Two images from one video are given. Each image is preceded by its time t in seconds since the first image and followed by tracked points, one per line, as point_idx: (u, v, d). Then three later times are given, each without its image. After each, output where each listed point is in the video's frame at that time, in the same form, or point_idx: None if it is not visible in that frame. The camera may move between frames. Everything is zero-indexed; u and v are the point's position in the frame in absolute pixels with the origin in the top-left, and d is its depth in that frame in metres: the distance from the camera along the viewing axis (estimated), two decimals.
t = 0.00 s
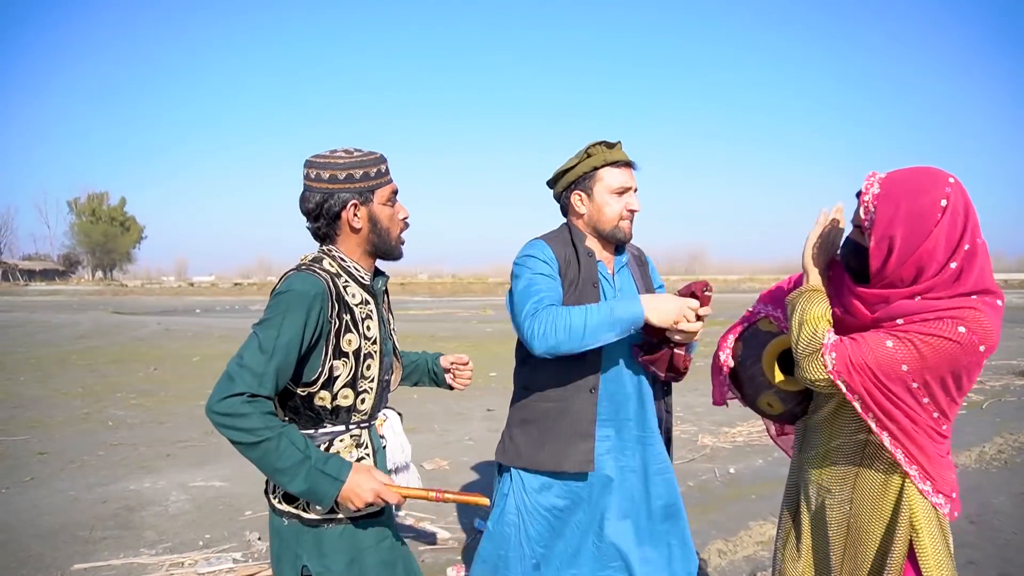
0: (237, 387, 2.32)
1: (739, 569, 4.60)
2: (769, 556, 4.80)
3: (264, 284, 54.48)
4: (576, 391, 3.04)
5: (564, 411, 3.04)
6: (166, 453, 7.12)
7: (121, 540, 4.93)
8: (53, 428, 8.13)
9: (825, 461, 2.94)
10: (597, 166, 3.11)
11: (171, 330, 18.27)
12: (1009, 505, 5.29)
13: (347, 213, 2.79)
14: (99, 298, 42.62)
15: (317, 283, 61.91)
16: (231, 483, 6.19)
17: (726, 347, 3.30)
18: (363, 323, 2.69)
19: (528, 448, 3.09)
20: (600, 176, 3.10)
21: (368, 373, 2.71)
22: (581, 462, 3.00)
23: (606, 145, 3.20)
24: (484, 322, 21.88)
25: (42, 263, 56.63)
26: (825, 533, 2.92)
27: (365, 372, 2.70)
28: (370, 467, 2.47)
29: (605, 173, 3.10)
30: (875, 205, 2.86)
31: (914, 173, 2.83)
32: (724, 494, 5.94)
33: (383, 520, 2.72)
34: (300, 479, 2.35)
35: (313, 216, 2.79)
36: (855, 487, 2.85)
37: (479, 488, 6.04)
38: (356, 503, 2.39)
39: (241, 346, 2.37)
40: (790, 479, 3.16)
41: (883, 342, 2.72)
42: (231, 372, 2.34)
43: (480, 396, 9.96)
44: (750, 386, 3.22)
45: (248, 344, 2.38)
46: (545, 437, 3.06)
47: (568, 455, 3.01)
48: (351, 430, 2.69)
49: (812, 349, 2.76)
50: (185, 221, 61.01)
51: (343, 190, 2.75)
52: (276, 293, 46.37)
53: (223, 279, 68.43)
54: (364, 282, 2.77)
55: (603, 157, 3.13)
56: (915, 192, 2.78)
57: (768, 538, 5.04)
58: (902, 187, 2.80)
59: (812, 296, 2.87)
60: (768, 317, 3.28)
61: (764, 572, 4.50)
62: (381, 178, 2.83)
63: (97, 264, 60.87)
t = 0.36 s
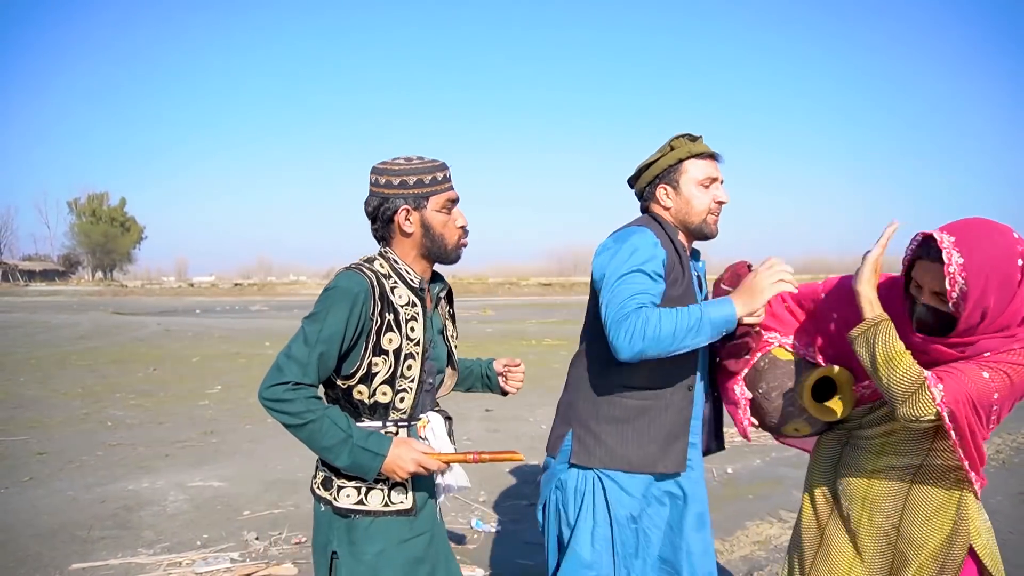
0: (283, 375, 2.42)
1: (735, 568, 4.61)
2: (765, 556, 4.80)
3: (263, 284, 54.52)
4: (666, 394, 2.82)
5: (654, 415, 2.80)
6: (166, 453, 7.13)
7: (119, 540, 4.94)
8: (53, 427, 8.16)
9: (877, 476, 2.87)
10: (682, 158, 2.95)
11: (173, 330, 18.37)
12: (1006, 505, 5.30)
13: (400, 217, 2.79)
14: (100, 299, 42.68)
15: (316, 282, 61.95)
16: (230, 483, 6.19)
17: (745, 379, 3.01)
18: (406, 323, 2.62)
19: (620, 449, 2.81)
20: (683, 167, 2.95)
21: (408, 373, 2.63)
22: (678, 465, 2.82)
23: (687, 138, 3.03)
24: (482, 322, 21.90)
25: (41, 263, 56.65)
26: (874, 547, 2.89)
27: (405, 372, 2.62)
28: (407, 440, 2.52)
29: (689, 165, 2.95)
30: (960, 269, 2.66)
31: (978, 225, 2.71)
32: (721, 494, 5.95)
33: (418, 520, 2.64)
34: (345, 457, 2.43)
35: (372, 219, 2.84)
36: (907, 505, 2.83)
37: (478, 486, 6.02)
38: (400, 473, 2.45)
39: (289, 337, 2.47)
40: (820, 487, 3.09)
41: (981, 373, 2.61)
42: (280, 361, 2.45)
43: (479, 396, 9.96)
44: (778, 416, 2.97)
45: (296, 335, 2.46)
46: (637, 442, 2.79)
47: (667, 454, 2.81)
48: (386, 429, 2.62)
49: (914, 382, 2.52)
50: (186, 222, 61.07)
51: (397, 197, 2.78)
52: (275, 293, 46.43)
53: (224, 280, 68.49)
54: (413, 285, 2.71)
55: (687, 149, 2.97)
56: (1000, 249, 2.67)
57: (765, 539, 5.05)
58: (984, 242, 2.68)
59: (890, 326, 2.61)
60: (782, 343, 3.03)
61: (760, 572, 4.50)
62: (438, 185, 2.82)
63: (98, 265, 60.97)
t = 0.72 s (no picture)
0: (274, 368, 2.46)
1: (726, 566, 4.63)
2: (756, 555, 4.81)
3: (260, 284, 54.45)
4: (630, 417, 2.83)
5: (612, 441, 2.83)
6: (159, 453, 7.12)
7: (111, 539, 4.93)
8: (47, 427, 8.15)
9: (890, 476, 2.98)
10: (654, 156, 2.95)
11: (169, 330, 18.36)
12: (996, 503, 5.33)
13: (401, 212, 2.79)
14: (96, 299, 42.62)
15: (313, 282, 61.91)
16: (223, 483, 6.19)
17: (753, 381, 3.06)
18: (398, 316, 2.63)
19: (577, 472, 2.83)
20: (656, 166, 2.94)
21: (404, 367, 2.63)
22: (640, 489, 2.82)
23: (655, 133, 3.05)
24: (479, 322, 21.90)
25: (37, 263, 56.48)
26: (880, 543, 3.02)
27: (401, 365, 2.62)
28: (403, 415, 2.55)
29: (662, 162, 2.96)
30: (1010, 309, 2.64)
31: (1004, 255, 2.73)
32: (713, 493, 5.97)
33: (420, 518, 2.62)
34: (341, 439, 2.44)
35: (373, 213, 2.84)
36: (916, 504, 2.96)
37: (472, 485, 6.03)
38: (400, 448, 2.46)
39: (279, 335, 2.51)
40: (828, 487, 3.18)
41: (1010, 394, 2.69)
42: (270, 356, 2.50)
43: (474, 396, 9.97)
44: (790, 417, 3.03)
45: (285, 333, 2.50)
46: (597, 467, 2.82)
47: (624, 479, 2.81)
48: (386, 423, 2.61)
49: (954, 413, 2.62)
50: (182, 222, 60.97)
51: (398, 192, 2.78)
52: (272, 293, 46.39)
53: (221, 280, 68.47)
54: (406, 279, 2.71)
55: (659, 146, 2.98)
56: None
57: (756, 537, 5.06)
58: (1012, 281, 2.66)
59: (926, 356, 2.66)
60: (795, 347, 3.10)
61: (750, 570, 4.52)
62: (442, 180, 2.82)
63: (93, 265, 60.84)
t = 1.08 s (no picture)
0: (222, 381, 2.42)
1: (702, 562, 4.67)
2: (733, 551, 4.86)
3: (240, 284, 53.99)
4: (567, 420, 2.90)
5: (547, 442, 2.92)
6: (135, 454, 7.06)
7: (84, 541, 4.88)
8: (20, 428, 8.04)
9: (880, 445, 3.09)
10: (621, 159, 2.96)
11: (146, 330, 18.18)
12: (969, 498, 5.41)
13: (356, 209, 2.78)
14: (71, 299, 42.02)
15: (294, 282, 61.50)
16: (199, 483, 6.14)
17: (741, 361, 3.27)
18: (349, 316, 2.61)
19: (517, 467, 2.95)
20: (624, 170, 2.96)
21: (358, 368, 2.61)
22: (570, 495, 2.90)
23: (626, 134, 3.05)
24: (462, 322, 21.87)
25: (11, 262, 55.57)
26: (874, 515, 3.09)
27: (355, 367, 2.60)
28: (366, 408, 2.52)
29: (628, 165, 2.97)
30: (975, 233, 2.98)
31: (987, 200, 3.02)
32: (691, 491, 6.02)
33: (383, 528, 2.60)
34: (301, 441, 2.41)
35: (327, 207, 2.83)
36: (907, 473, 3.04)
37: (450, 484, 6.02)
38: (370, 440, 2.43)
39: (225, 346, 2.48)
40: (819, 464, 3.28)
41: (995, 355, 2.90)
42: (217, 369, 2.45)
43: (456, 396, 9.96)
44: (779, 394, 3.20)
45: (231, 342, 2.47)
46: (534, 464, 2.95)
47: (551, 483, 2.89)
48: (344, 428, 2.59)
49: (949, 383, 2.80)
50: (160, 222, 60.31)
51: (353, 186, 2.75)
52: (252, 293, 46.02)
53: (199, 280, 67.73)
54: (356, 275, 2.71)
55: (628, 148, 2.99)
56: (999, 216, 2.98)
57: (733, 534, 5.11)
58: (983, 208, 2.99)
59: (913, 333, 2.88)
60: (781, 325, 3.32)
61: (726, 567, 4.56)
62: (400, 176, 2.81)
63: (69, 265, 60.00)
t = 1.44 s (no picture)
0: (220, 388, 2.35)
1: (673, 560, 4.71)
2: (704, 548, 4.91)
3: (211, 283, 53.24)
4: (555, 406, 2.93)
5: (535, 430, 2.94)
6: (100, 457, 6.92)
7: (47, 546, 4.78)
8: None
9: (808, 429, 3.13)
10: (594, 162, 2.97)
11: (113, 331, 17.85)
12: (931, 493, 5.53)
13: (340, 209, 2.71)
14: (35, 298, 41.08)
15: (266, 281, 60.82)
16: (168, 486, 6.05)
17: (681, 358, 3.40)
18: (335, 315, 2.57)
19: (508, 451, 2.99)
20: (597, 171, 2.96)
21: (344, 367, 2.57)
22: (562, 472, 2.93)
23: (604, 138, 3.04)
24: (435, 321, 21.79)
25: None
26: (807, 500, 3.12)
27: (341, 365, 2.57)
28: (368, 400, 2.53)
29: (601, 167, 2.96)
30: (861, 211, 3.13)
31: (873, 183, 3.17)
32: (663, 489, 6.07)
33: (370, 526, 2.55)
34: (309, 437, 2.38)
35: (313, 207, 2.75)
36: (834, 456, 3.10)
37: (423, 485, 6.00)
38: (376, 433, 2.45)
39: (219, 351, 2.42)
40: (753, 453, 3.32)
41: (903, 350, 3.04)
42: (212, 377, 2.38)
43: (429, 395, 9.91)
44: (711, 386, 3.24)
45: (223, 348, 2.40)
46: (522, 451, 2.95)
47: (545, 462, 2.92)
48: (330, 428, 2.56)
49: (874, 387, 2.92)
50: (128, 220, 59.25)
51: (339, 186, 2.68)
52: (223, 292, 45.43)
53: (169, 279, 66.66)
54: (341, 275, 2.66)
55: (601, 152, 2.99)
56: (885, 193, 3.14)
57: (704, 531, 5.16)
58: (871, 184, 3.14)
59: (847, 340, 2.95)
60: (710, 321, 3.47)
61: (697, 564, 4.61)
62: (384, 176, 2.75)
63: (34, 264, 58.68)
